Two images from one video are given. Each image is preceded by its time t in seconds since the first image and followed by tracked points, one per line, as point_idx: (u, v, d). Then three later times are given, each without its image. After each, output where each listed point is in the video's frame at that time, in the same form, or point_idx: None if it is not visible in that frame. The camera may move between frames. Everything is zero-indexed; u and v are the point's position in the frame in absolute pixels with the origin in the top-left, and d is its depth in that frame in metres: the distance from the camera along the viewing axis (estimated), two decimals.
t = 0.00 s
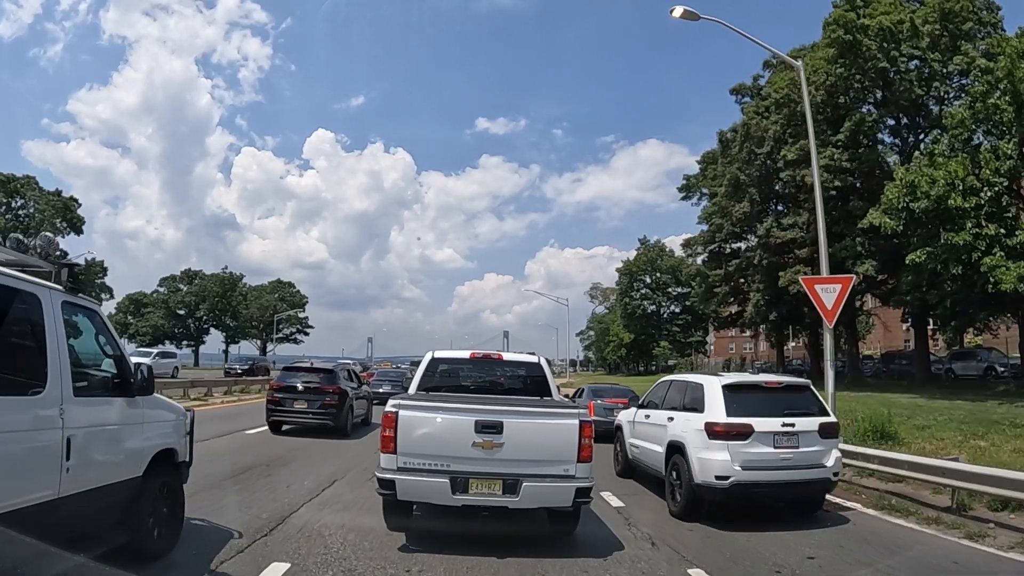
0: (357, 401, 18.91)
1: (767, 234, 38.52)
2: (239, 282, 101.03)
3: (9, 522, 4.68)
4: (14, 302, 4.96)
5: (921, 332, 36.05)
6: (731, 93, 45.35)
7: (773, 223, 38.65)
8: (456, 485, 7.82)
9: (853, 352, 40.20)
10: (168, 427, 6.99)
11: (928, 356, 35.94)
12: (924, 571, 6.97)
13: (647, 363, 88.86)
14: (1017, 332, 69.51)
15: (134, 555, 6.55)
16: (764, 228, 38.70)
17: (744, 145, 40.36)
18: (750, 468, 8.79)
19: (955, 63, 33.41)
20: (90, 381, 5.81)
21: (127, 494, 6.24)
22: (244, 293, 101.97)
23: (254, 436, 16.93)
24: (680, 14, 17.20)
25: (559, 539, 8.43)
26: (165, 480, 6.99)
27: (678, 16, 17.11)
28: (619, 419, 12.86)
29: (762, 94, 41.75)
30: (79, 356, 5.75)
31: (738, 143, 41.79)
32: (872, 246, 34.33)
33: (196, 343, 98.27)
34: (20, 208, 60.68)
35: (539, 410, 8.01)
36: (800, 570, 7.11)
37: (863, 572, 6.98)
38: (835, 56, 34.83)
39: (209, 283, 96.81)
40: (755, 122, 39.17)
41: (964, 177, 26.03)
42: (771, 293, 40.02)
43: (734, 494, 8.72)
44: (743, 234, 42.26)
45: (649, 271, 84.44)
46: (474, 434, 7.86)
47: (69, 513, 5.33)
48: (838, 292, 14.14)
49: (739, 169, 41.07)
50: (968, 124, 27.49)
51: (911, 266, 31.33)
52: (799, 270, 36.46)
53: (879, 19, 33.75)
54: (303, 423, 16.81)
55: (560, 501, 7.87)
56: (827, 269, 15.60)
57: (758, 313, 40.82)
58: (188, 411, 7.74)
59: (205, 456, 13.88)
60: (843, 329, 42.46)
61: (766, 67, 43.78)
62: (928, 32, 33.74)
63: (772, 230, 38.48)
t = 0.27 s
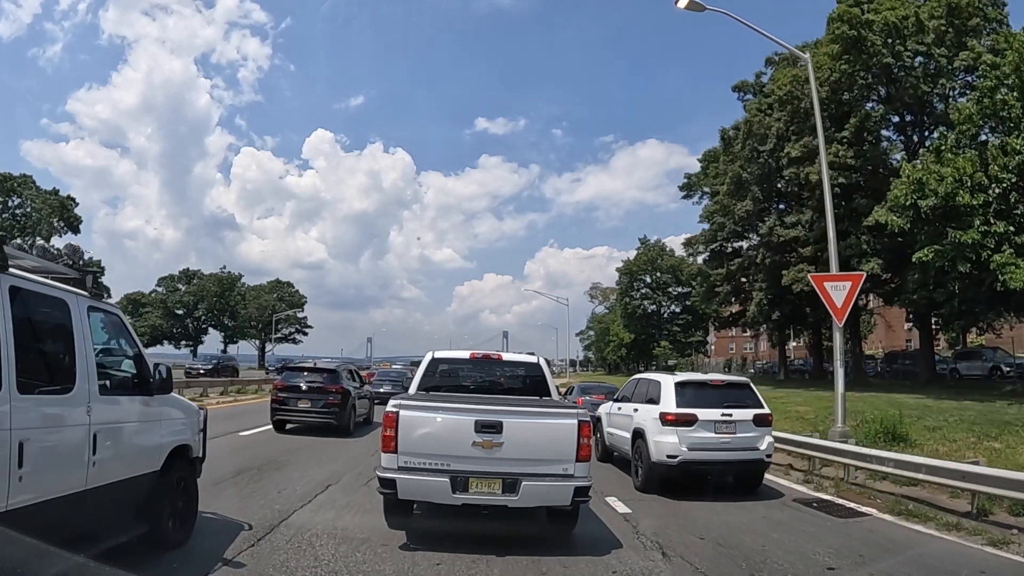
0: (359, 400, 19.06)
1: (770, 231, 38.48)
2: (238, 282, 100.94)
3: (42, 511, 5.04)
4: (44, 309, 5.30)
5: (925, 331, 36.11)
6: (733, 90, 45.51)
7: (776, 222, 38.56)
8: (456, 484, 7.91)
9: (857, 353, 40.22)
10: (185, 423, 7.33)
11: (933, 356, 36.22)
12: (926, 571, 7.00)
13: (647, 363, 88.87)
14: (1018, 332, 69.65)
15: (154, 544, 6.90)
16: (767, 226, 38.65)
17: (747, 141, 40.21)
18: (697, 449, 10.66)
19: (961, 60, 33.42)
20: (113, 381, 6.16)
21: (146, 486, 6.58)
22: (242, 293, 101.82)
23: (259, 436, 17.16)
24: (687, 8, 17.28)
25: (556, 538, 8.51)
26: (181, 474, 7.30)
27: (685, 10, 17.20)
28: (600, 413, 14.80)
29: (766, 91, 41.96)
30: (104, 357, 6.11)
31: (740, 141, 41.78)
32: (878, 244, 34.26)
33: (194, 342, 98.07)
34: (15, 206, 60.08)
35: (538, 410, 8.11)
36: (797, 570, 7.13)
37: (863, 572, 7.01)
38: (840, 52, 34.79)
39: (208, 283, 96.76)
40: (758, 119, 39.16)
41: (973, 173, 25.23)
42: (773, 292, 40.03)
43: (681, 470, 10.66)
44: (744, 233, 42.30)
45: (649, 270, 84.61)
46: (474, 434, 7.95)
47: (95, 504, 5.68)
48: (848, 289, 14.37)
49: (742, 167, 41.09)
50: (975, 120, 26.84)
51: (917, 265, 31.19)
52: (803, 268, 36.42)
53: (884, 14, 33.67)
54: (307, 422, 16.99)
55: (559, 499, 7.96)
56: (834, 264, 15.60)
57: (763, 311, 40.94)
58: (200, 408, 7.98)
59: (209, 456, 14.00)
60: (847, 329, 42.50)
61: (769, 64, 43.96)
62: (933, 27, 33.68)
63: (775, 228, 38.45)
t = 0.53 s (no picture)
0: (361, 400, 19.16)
1: (774, 229, 38.43)
2: (236, 282, 100.83)
3: (64, 505, 5.35)
4: (67, 313, 5.63)
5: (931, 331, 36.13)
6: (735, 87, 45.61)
7: (779, 221, 38.54)
8: (456, 483, 7.98)
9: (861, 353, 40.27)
10: (194, 421, 7.67)
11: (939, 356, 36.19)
12: (933, 572, 7.05)
13: (648, 362, 88.89)
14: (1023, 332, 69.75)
15: (168, 536, 7.25)
16: (770, 225, 38.62)
17: (749, 139, 40.25)
18: (661, 434, 12.67)
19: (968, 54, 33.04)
20: (128, 380, 6.48)
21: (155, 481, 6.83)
22: (240, 293, 101.62)
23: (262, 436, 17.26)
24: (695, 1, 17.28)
25: (554, 538, 8.58)
26: (194, 469, 7.69)
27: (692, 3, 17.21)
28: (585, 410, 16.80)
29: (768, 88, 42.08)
30: (121, 359, 6.46)
31: (743, 138, 41.72)
32: (884, 242, 33.89)
33: (193, 342, 97.85)
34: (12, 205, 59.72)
35: (537, 410, 8.19)
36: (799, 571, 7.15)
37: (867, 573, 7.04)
38: (846, 46, 34.75)
39: (206, 282, 96.67)
40: (761, 116, 39.14)
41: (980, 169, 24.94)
42: (776, 291, 40.19)
43: (646, 451, 12.69)
44: (746, 232, 42.36)
45: (650, 270, 84.75)
46: (474, 434, 8.02)
47: (107, 498, 5.94)
48: (859, 286, 14.16)
49: (745, 165, 41.12)
50: (983, 116, 26.11)
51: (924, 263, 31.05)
52: (806, 267, 36.24)
53: (889, 9, 33.63)
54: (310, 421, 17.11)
55: (558, 499, 8.03)
56: (845, 259, 15.52)
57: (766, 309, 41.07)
58: (211, 408, 8.39)
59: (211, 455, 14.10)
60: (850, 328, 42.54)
61: (772, 61, 44.10)
62: (939, 21, 33.56)
63: (777, 227, 38.43)
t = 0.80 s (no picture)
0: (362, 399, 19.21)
1: (778, 226, 38.40)
2: (234, 281, 100.74)
3: (78, 501, 5.53)
4: (82, 317, 5.85)
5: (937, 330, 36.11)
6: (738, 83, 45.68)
7: (782, 218, 38.55)
8: (456, 483, 8.03)
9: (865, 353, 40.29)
10: (200, 419, 7.95)
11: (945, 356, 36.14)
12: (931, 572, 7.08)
13: (649, 362, 88.97)
14: None
15: (177, 531, 7.56)
16: (774, 223, 38.60)
17: (752, 136, 40.30)
18: (637, 427, 14.28)
19: (975, 49, 32.60)
20: (140, 380, 6.74)
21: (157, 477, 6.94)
22: (239, 293, 101.56)
23: (265, 435, 17.31)
24: None
25: (552, 539, 8.60)
26: (202, 465, 8.00)
27: None
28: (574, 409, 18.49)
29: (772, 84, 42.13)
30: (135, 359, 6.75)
31: (746, 135, 41.70)
32: (891, 239, 33.67)
33: (191, 342, 97.72)
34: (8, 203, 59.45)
35: (536, 411, 8.23)
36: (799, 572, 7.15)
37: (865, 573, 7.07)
38: (852, 41, 34.55)
39: (204, 281, 96.70)
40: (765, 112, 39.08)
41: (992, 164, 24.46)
42: (780, 289, 40.27)
43: (624, 442, 14.33)
44: (749, 230, 42.38)
45: (650, 269, 84.81)
46: (473, 435, 8.06)
47: (124, 494, 6.24)
48: (873, 283, 13.80)
49: (748, 162, 41.12)
50: (993, 110, 25.60)
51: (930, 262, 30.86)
52: (811, 266, 36.12)
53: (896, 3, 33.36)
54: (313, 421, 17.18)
55: (556, 500, 8.08)
56: (858, 253, 15.24)
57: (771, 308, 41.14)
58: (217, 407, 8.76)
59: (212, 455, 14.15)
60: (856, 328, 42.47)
61: (775, 57, 44.17)
62: (947, 14, 33.27)
63: (781, 224, 38.41)
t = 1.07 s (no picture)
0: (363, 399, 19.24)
1: (783, 223, 38.31)
2: (232, 281, 100.62)
3: (86, 498, 5.63)
4: (95, 318, 6.03)
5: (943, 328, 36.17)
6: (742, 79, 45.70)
7: (787, 216, 38.52)
8: (456, 483, 8.05)
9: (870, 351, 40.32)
10: (206, 418, 8.08)
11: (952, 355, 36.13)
12: (933, 572, 6.99)
13: (649, 362, 88.95)
14: None
15: (186, 526, 7.80)
16: (779, 220, 38.55)
17: (756, 134, 39.95)
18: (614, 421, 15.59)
19: (983, 42, 32.94)
20: (151, 380, 6.95)
21: (161, 476, 6.97)
22: (237, 293, 101.37)
23: (267, 435, 17.33)
24: None
25: (552, 539, 8.58)
26: (210, 463, 8.25)
27: None
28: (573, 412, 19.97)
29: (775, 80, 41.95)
30: (147, 359, 6.97)
31: (749, 132, 41.64)
32: (898, 237, 33.58)
33: (188, 342, 97.53)
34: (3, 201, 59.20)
35: (536, 411, 8.24)
36: (800, 572, 7.06)
37: (867, 573, 7.01)
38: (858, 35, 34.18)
39: (203, 281, 96.70)
40: (767, 108, 39.05)
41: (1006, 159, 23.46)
42: (784, 288, 40.30)
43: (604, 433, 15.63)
44: (751, 228, 42.41)
45: (650, 269, 84.82)
46: (473, 435, 8.08)
47: (138, 487, 6.45)
48: (887, 280, 13.53)
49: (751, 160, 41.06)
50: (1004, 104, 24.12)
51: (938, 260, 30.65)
52: (816, 264, 35.90)
53: None
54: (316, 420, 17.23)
55: (556, 499, 8.10)
56: (870, 250, 14.90)
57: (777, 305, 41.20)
58: (225, 407, 8.96)
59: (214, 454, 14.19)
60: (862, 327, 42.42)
61: (778, 54, 44.25)
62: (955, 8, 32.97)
63: (786, 222, 38.36)
